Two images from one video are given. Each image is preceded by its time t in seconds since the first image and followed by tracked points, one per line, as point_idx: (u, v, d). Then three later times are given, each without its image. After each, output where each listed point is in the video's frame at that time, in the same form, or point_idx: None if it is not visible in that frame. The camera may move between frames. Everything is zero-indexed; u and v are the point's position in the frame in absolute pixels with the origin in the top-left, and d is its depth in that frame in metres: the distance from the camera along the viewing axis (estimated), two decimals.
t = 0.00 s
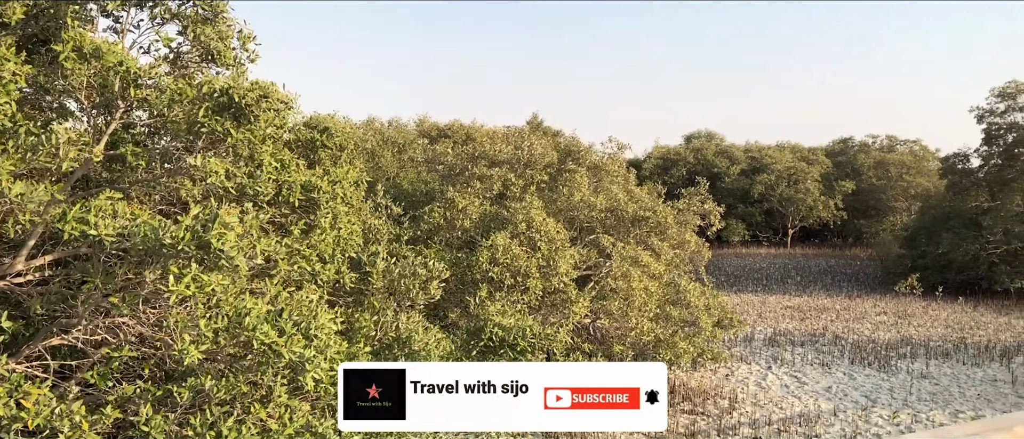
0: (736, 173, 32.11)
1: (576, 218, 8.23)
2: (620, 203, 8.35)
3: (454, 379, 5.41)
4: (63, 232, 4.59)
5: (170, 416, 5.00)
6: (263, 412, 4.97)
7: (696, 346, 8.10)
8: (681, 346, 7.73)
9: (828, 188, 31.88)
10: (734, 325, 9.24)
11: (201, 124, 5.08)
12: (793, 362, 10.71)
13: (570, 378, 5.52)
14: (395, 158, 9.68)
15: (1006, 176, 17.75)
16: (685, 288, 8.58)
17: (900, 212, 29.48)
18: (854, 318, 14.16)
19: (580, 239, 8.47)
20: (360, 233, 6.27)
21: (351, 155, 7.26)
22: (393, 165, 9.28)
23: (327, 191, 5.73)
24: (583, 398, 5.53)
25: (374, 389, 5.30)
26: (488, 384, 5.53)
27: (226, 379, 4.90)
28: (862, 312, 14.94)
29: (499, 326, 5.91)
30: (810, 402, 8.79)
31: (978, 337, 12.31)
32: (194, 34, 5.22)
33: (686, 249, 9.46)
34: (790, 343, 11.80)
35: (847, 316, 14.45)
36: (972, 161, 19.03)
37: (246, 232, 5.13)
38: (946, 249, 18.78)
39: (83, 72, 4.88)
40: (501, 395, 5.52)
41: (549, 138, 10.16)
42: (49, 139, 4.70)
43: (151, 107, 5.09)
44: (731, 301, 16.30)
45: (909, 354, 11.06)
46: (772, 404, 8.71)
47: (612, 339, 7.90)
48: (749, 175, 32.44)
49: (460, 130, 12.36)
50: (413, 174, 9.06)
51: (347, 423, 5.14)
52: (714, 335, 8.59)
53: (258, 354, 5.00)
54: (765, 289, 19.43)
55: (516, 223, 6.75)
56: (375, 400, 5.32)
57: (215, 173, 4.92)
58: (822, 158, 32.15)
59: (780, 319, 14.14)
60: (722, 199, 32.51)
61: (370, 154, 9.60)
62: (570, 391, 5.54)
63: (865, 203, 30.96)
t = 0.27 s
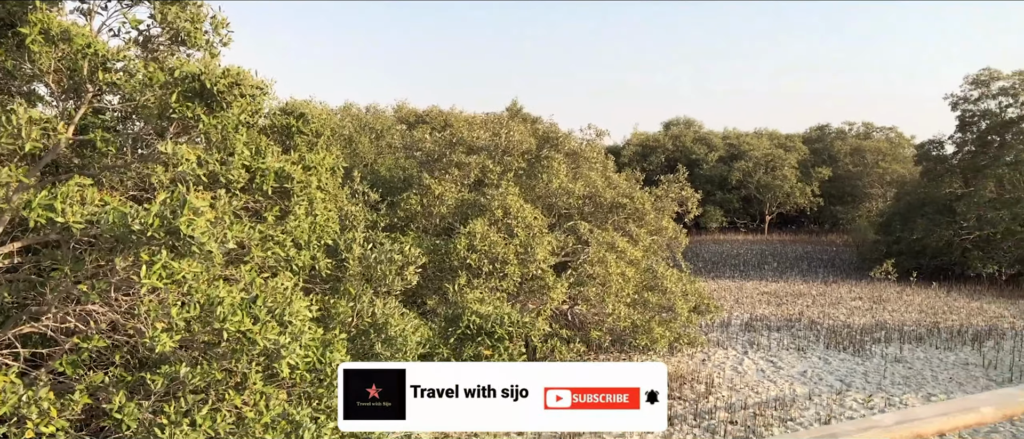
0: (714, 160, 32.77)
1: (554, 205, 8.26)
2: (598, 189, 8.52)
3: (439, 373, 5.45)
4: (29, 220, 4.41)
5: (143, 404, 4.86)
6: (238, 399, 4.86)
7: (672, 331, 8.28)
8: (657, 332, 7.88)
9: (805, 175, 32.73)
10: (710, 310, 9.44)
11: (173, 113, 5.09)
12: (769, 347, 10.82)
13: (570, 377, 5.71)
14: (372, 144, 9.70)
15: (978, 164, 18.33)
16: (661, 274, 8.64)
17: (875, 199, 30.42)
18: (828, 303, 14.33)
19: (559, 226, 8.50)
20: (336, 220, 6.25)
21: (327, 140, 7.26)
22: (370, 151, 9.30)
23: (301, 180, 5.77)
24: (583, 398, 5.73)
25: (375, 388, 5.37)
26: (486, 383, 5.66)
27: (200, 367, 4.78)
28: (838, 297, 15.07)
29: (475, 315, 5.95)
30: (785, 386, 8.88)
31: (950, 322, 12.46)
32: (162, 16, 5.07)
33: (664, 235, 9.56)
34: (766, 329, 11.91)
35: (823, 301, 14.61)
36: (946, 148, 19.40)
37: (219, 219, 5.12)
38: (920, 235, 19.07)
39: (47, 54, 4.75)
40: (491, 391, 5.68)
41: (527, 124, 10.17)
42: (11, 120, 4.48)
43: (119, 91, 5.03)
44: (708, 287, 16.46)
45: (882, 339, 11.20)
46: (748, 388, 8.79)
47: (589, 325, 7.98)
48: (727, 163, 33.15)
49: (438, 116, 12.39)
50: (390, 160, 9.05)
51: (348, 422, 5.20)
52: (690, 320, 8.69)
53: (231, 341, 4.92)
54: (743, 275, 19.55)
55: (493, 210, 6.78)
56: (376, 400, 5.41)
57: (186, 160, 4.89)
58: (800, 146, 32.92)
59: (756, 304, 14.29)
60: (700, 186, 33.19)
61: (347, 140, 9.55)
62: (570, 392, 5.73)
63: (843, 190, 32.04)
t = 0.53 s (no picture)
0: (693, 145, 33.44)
1: (533, 190, 8.28)
2: (577, 175, 8.56)
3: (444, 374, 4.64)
4: None
5: (118, 390, 4.74)
6: (213, 385, 4.77)
7: (650, 315, 8.34)
8: (635, 316, 7.89)
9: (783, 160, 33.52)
10: (687, 294, 9.57)
11: (146, 98, 5.09)
12: (745, 330, 10.93)
13: (569, 373, 4.62)
14: (351, 129, 9.71)
15: (952, 148, 18.66)
16: (639, 258, 8.70)
17: (852, 183, 31.13)
18: (805, 287, 14.51)
19: (538, 211, 8.53)
20: (313, 205, 6.23)
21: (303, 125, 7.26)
22: (348, 135, 9.30)
23: (275, 165, 5.81)
24: (585, 397, 4.58)
25: (375, 387, 4.70)
26: (485, 382, 4.73)
27: (174, 354, 4.67)
28: (815, 281, 15.27)
29: (454, 301, 5.89)
30: (761, 369, 8.97)
31: (924, 304, 12.67)
32: None
33: (641, 220, 9.67)
34: (743, 312, 12.02)
35: (799, 285, 14.78)
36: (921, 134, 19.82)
37: (192, 204, 5.05)
38: (896, 220, 19.46)
39: (13, 35, 4.63)
40: (489, 391, 4.74)
41: (506, 109, 10.19)
42: None
43: (90, 74, 4.97)
44: (686, 272, 16.61)
45: (857, 322, 11.33)
46: (724, 371, 8.87)
47: (567, 309, 8.00)
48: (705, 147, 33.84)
49: (416, 101, 12.41)
50: (368, 144, 9.04)
51: (347, 423, 4.64)
52: (666, 304, 8.71)
53: (205, 327, 4.80)
54: (720, 259, 19.76)
55: (472, 196, 6.90)
56: (376, 400, 4.68)
57: (157, 142, 4.85)
58: (778, 130, 33.58)
59: (733, 287, 14.44)
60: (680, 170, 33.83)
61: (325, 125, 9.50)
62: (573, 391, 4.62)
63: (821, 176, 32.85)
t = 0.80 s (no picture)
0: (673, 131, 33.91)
1: (514, 176, 8.27)
2: (557, 161, 8.46)
3: (445, 377, 4.10)
4: None
5: (92, 378, 4.61)
6: (189, 372, 4.67)
7: (629, 301, 8.51)
8: (614, 301, 8.13)
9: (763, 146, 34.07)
10: (666, 280, 9.70)
11: (114, 80, 5.03)
12: (724, 315, 11.01)
13: (570, 367, 3.86)
14: (330, 115, 9.67)
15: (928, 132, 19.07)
16: (619, 244, 8.76)
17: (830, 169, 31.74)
18: (784, 272, 14.66)
19: (518, 198, 8.53)
20: (290, 191, 6.13)
21: (278, 111, 7.24)
22: (327, 121, 9.28)
23: (250, 148, 5.75)
24: (585, 397, 3.78)
25: (377, 387, 4.13)
26: (485, 380, 4.04)
27: (148, 341, 4.54)
28: (792, 266, 15.40)
29: (433, 287, 5.82)
30: (739, 354, 9.05)
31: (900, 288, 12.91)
32: None
33: (622, 206, 9.65)
34: (722, 297, 12.12)
35: (778, 270, 14.92)
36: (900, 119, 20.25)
37: (166, 189, 4.96)
38: (874, 205, 19.85)
39: None
40: (490, 391, 4.04)
41: (486, 95, 10.20)
42: None
43: (59, 56, 4.89)
44: (666, 258, 16.69)
45: (834, 307, 11.44)
46: (702, 356, 8.96)
47: (547, 295, 8.11)
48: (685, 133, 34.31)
49: (396, 87, 12.36)
50: (346, 130, 8.99)
51: (348, 422, 4.07)
52: (644, 289, 8.88)
53: (181, 314, 4.70)
54: (700, 244, 19.84)
55: (453, 182, 6.96)
56: (378, 400, 4.10)
57: (129, 126, 4.79)
58: (756, 116, 34.39)
59: (713, 273, 14.55)
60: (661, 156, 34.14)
61: (303, 110, 9.41)
62: (575, 391, 3.81)
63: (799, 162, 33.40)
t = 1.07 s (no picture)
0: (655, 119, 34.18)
1: (494, 164, 8.33)
2: (537, 149, 8.59)
3: (445, 379, 3.70)
4: None
5: (65, 366, 4.52)
6: (165, 360, 4.63)
7: (608, 288, 8.73)
8: (593, 288, 8.39)
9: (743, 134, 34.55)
10: (646, 267, 9.80)
11: (84, 63, 5.03)
12: (703, 302, 11.09)
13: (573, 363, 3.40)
14: (311, 102, 9.62)
15: (906, 120, 19.29)
16: (599, 232, 8.85)
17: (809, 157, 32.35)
18: (764, 259, 14.78)
19: (499, 186, 8.56)
20: (268, 179, 6.09)
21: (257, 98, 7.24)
22: (306, 108, 9.23)
23: (225, 132, 5.71)
24: (585, 398, 3.27)
25: (378, 386, 3.75)
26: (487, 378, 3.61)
27: (123, 329, 4.46)
28: (772, 253, 15.51)
29: (412, 274, 6.06)
30: (718, 340, 9.13)
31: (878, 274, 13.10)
32: None
33: (602, 194, 9.69)
34: (702, 284, 12.22)
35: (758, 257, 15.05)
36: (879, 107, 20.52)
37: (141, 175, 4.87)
38: (854, 193, 20.08)
39: None
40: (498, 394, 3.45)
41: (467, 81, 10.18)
42: None
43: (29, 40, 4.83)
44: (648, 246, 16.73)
45: (813, 293, 11.56)
46: (682, 342, 9.03)
47: (528, 283, 8.26)
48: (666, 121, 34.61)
49: (376, 73, 12.28)
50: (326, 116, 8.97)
51: (349, 420, 3.71)
52: (624, 276, 8.98)
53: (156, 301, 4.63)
54: (681, 232, 19.87)
55: (433, 170, 7.06)
56: (380, 399, 3.71)
57: (102, 111, 4.79)
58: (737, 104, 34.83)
59: (694, 260, 14.63)
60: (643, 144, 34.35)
61: (282, 97, 9.35)
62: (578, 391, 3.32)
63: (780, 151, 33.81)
